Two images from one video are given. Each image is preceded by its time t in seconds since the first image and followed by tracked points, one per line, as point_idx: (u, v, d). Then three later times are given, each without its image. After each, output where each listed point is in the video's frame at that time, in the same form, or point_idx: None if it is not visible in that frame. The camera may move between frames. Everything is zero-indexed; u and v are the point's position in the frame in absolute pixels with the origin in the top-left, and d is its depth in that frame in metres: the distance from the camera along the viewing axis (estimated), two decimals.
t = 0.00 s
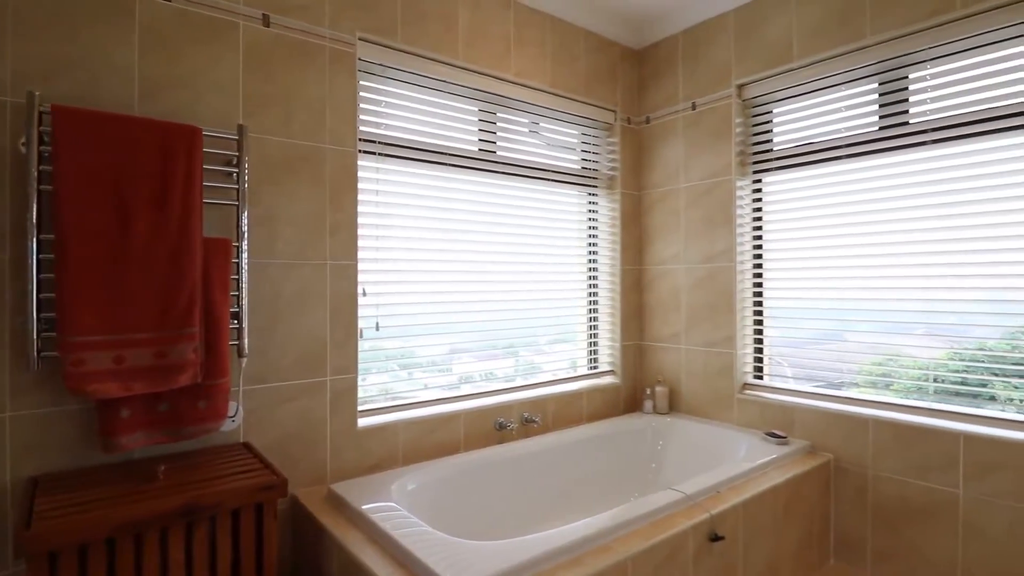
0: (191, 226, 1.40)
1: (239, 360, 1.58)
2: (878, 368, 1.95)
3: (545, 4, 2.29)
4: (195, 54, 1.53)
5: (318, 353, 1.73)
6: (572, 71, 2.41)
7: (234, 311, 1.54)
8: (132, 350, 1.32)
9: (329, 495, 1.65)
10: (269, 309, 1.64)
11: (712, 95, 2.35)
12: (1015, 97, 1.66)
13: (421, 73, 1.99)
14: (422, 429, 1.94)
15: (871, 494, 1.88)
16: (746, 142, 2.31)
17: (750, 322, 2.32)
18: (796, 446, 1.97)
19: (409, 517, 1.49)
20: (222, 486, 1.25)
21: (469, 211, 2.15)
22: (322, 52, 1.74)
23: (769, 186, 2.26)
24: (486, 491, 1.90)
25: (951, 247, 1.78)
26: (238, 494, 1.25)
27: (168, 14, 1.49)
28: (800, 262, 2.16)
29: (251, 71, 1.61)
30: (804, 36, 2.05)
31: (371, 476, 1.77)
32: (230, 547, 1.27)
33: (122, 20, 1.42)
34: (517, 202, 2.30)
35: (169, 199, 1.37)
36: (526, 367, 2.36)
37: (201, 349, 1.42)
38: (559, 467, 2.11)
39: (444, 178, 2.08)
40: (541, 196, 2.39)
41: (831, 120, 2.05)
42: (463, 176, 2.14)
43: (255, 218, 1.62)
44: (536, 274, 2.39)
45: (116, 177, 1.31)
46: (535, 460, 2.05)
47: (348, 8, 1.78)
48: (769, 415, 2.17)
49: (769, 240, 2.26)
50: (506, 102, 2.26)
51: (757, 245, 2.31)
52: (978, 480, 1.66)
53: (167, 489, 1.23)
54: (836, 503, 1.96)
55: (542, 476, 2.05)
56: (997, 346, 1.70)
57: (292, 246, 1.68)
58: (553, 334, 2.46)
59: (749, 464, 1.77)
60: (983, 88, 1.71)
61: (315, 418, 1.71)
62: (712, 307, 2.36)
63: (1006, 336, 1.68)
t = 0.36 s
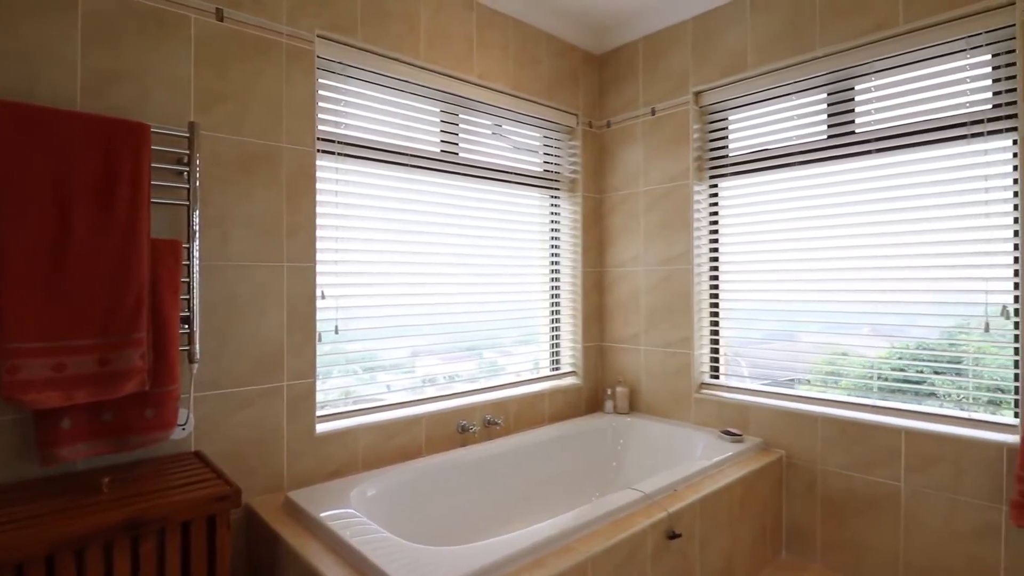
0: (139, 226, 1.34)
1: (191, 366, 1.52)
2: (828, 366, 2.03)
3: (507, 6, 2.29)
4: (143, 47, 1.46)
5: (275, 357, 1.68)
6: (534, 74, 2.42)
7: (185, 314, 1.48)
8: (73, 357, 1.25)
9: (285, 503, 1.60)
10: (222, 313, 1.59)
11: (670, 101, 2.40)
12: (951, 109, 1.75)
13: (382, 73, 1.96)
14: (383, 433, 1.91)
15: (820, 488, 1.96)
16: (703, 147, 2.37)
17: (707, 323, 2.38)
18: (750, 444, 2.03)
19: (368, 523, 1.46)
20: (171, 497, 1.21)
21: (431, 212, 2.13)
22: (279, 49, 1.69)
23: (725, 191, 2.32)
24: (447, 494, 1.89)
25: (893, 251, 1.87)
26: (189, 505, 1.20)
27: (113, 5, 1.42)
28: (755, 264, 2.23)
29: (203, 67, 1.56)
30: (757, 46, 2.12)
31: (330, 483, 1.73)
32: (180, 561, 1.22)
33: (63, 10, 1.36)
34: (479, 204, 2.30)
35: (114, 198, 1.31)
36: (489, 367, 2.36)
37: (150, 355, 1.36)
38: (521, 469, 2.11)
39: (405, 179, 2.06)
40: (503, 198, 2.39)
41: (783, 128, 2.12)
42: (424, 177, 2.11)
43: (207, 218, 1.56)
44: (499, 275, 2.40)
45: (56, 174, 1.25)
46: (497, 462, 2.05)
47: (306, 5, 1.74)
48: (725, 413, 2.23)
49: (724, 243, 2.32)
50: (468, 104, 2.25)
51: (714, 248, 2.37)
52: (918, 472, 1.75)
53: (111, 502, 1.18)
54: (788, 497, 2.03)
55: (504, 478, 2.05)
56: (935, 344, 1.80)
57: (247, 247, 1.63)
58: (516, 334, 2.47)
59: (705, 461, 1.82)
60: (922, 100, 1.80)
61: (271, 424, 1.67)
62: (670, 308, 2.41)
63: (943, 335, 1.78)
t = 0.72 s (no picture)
0: (86, 230, 1.29)
1: (142, 374, 1.47)
2: (785, 366, 2.09)
3: (472, 9, 2.28)
4: (92, 43, 1.41)
5: (232, 364, 1.64)
6: (499, 78, 2.42)
7: (136, 321, 1.43)
8: (14, 367, 1.19)
9: (243, 513, 1.57)
10: (176, 318, 1.54)
11: (633, 107, 2.44)
12: (898, 120, 1.83)
13: (345, 74, 1.93)
14: (346, 439, 1.88)
15: (776, 486, 2.02)
16: (665, 153, 2.41)
17: (669, 325, 2.43)
18: (709, 444, 2.08)
19: (328, 533, 1.44)
20: (119, 512, 1.16)
21: (395, 215, 2.11)
22: (237, 47, 1.65)
23: (686, 196, 2.37)
24: (411, 500, 1.88)
25: (844, 256, 1.95)
26: (139, 520, 1.16)
27: None
28: (715, 268, 2.28)
29: (156, 65, 1.51)
30: (717, 55, 2.18)
31: (290, 491, 1.70)
32: None
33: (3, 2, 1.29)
34: (445, 207, 2.29)
35: (58, 199, 1.25)
36: (457, 367, 2.36)
37: (98, 363, 1.31)
38: (486, 473, 2.11)
39: (369, 182, 2.03)
40: (468, 201, 2.39)
41: (741, 135, 2.18)
42: (389, 179, 2.09)
43: (160, 221, 1.51)
44: (464, 278, 2.39)
45: None
46: (462, 466, 2.05)
47: (265, 3, 1.70)
48: (687, 414, 2.28)
49: (686, 247, 2.37)
50: (434, 106, 2.23)
51: (676, 252, 2.42)
52: (867, 469, 1.82)
53: (55, 518, 1.13)
54: (746, 495, 2.09)
55: (469, 483, 2.05)
56: (884, 345, 1.88)
57: (203, 251, 1.58)
58: (482, 335, 2.47)
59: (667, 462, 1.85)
60: (871, 112, 1.87)
61: (228, 433, 1.63)
62: (634, 311, 2.45)
63: (891, 336, 1.86)
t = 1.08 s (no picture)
0: (20, 230, 1.22)
1: (84, 382, 1.41)
2: (743, 365, 2.15)
3: (433, 9, 2.27)
4: (27, 35, 1.34)
5: (181, 370, 1.59)
6: (461, 79, 2.41)
7: (77, 326, 1.37)
8: None
9: (192, 525, 1.52)
10: (120, 323, 1.48)
11: (594, 111, 2.46)
12: (845, 129, 1.90)
13: (301, 72, 1.89)
14: (302, 445, 1.84)
15: (731, 483, 2.07)
16: (625, 157, 2.45)
17: (629, 326, 2.46)
18: (667, 443, 2.12)
19: (281, 542, 1.40)
20: (57, 527, 1.11)
21: (354, 217, 2.08)
22: (186, 43, 1.60)
23: (646, 200, 2.41)
24: (369, 507, 1.85)
25: (795, 260, 2.01)
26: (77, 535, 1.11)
27: None
28: (674, 271, 2.33)
29: (98, 59, 1.44)
30: (675, 62, 2.22)
31: (243, 500, 1.65)
32: None
33: None
34: (405, 208, 2.26)
35: None
36: (423, 368, 2.35)
37: (33, 371, 1.24)
38: (447, 477, 2.10)
39: (327, 182, 1.99)
40: (430, 202, 2.37)
41: (699, 141, 2.23)
42: (348, 180, 2.05)
43: (102, 222, 1.45)
44: (426, 280, 2.37)
45: None
46: (422, 470, 2.03)
47: None
48: (646, 414, 2.32)
49: (645, 250, 2.41)
50: (394, 106, 2.21)
51: (636, 255, 2.45)
52: (816, 465, 1.89)
53: None
54: (702, 492, 2.14)
55: (428, 488, 2.04)
56: (831, 346, 1.95)
57: (149, 253, 1.53)
58: (444, 337, 2.45)
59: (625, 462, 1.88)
60: (821, 120, 1.94)
61: (177, 441, 1.57)
62: (595, 313, 2.48)
63: (839, 336, 1.93)
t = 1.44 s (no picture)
0: None
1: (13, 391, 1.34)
2: (701, 361, 2.19)
3: (389, 9, 2.24)
4: None
5: (120, 377, 1.53)
6: (417, 80, 2.40)
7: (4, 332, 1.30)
8: None
9: (133, 537, 1.46)
10: (53, 329, 1.41)
11: (550, 116, 2.49)
12: (788, 138, 1.98)
13: (250, 70, 1.84)
14: (252, 452, 1.80)
15: (681, 480, 2.13)
16: (581, 161, 2.48)
17: (585, 328, 2.50)
18: (620, 442, 2.17)
19: (227, 553, 1.37)
20: None
21: (306, 219, 2.04)
22: (126, 37, 1.54)
23: (600, 204, 2.45)
24: (321, 514, 1.83)
25: (742, 264, 2.08)
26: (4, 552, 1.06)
27: None
28: (628, 274, 2.38)
29: (29, 51, 1.37)
30: (628, 69, 2.26)
31: (188, 511, 1.61)
32: None
33: None
34: (360, 210, 2.23)
35: None
36: (383, 370, 2.34)
37: None
38: (401, 481, 2.09)
39: (277, 183, 1.94)
40: (386, 204, 2.34)
41: (651, 146, 2.28)
42: (300, 181, 2.01)
43: (32, 222, 1.38)
44: (381, 283, 2.34)
45: None
46: (376, 475, 2.02)
47: None
48: (600, 414, 2.36)
49: (600, 253, 2.45)
50: (349, 106, 2.17)
51: (591, 258, 2.49)
52: (760, 461, 1.96)
53: None
54: (654, 490, 2.19)
55: (382, 493, 2.02)
56: (775, 346, 2.03)
57: (85, 256, 1.46)
58: (401, 340, 2.44)
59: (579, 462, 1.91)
60: (765, 129, 2.01)
61: (116, 451, 1.51)
62: (551, 315, 2.51)
63: (782, 336, 2.01)
